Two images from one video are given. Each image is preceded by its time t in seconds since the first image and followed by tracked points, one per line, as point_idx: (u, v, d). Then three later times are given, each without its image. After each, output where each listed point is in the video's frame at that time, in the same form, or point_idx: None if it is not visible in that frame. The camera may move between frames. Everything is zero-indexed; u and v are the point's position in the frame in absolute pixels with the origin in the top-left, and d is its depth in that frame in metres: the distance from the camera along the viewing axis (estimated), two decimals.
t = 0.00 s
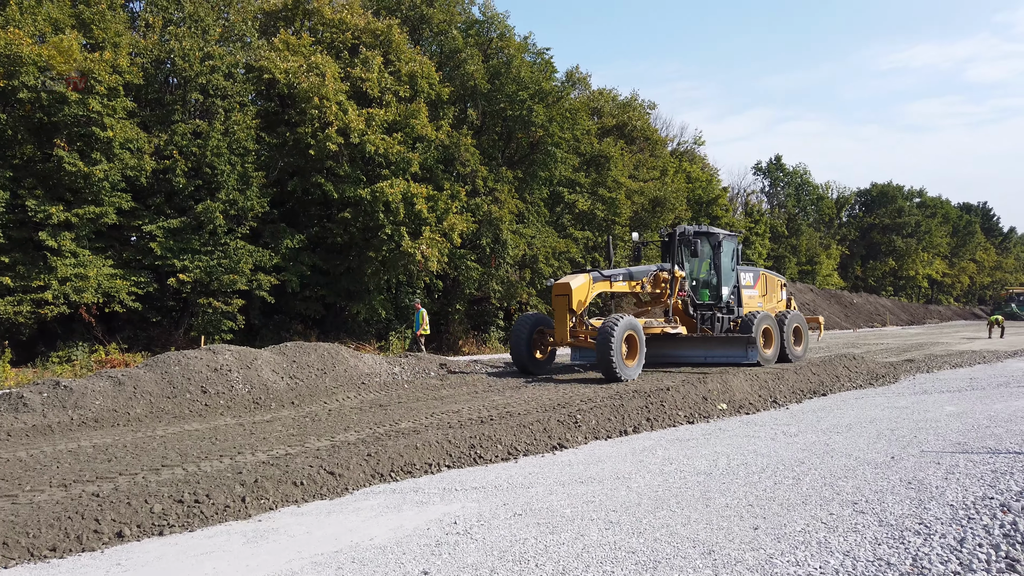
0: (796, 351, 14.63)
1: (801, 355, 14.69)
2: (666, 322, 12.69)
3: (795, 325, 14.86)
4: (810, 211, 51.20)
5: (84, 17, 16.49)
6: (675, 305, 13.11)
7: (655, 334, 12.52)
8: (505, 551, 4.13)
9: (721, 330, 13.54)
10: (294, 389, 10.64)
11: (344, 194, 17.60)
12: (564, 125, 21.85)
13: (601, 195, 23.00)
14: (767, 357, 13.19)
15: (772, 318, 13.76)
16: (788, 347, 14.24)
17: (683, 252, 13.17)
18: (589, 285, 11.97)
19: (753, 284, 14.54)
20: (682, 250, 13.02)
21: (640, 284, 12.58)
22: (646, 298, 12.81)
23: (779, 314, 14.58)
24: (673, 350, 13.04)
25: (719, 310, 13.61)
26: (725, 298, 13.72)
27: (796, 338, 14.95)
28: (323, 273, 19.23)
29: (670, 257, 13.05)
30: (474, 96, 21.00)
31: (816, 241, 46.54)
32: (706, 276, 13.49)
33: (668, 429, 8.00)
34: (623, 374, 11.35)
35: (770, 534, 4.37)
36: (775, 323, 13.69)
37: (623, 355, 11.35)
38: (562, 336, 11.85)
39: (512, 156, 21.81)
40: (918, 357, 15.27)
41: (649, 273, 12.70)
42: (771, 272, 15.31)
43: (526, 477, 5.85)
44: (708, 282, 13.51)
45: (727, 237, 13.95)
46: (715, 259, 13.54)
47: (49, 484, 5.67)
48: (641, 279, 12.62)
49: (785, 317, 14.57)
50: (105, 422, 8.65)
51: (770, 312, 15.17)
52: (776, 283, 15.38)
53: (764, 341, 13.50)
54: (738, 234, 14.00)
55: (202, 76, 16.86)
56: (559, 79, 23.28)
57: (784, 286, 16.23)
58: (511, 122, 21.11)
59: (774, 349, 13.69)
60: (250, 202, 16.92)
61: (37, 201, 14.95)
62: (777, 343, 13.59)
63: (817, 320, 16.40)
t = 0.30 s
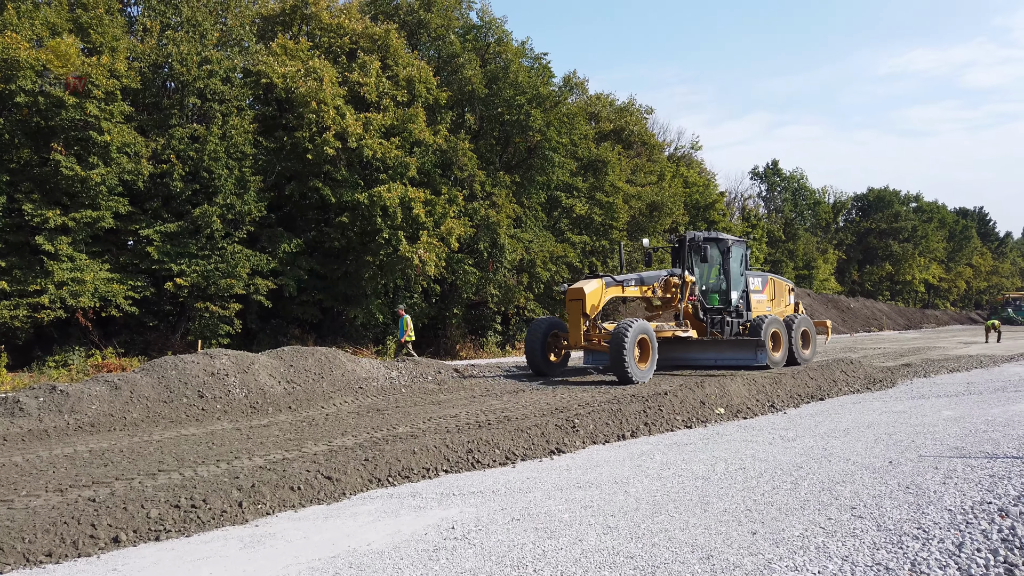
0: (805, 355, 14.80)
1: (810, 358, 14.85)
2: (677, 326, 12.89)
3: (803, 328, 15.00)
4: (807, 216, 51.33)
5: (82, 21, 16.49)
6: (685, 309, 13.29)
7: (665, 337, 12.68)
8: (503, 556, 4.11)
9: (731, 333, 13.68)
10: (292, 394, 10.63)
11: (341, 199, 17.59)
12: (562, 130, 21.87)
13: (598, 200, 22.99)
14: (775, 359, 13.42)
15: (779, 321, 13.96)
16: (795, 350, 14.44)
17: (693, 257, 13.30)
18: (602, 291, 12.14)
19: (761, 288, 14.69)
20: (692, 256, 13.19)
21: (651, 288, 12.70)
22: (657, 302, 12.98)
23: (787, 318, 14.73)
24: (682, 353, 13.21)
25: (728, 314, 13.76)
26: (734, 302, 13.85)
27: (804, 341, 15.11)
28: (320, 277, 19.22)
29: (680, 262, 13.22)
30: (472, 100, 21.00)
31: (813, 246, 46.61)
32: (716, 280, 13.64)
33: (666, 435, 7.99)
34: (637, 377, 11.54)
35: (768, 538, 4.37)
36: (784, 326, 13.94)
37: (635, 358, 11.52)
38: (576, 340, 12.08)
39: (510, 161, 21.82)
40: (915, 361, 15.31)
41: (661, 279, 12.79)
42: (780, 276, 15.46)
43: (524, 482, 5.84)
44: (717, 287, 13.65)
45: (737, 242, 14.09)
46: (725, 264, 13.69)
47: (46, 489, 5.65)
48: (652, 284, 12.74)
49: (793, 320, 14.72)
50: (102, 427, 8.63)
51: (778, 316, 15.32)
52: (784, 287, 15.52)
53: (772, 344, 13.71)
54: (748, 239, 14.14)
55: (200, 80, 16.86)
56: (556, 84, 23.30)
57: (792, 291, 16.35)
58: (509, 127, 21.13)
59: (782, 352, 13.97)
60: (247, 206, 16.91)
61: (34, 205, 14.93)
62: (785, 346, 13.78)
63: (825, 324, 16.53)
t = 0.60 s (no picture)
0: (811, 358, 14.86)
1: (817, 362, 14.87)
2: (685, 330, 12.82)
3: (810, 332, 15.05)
4: (804, 221, 51.48)
5: (80, 26, 16.47)
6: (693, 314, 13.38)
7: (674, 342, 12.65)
8: (501, 562, 4.10)
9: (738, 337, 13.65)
10: (289, 398, 10.61)
11: (339, 203, 17.57)
12: (561, 135, 21.89)
13: (596, 205, 22.99)
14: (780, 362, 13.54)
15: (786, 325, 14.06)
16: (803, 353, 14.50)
17: (700, 262, 13.52)
18: (613, 296, 12.32)
19: (768, 293, 14.75)
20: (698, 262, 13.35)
21: (660, 294, 12.91)
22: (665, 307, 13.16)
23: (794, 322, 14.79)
24: (688, 357, 13.06)
25: (737, 319, 13.83)
26: (743, 307, 13.93)
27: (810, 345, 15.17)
28: (318, 281, 19.19)
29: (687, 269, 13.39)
30: (470, 105, 21.00)
31: (810, 250, 46.72)
32: (724, 286, 13.75)
33: (664, 439, 7.98)
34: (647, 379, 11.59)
35: (768, 543, 4.36)
36: (790, 330, 14.09)
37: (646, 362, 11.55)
38: (587, 343, 12.20)
39: (508, 165, 21.82)
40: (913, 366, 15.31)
41: (669, 284, 13.03)
42: (787, 281, 15.53)
43: (522, 487, 5.83)
44: (726, 292, 13.75)
45: (743, 248, 14.20)
46: (732, 269, 13.81)
47: (42, 495, 5.62)
48: (661, 290, 12.95)
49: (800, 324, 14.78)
50: (99, 432, 8.60)
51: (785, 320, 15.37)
52: (790, 293, 15.59)
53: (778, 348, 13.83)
54: (754, 245, 14.25)
55: (199, 84, 16.87)
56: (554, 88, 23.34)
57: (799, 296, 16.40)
58: (507, 131, 21.16)
59: (789, 356, 14.03)
60: (246, 211, 16.89)
61: (31, 209, 14.90)
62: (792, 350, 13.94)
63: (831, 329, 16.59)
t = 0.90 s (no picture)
0: (817, 362, 14.90)
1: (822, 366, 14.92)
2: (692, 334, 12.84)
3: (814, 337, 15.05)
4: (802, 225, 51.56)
5: (79, 31, 16.47)
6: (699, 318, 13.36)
7: (681, 346, 12.69)
8: (498, 567, 4.09)
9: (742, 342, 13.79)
10: (287, 403, 10.59)
11: (338, 208, 17.59)
12: (558, 140, 21.92)
13: (594, 209, 23.01)
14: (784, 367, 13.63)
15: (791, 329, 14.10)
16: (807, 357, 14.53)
17: (706, 268, 13.52)
18: (619, 301, 12.30)
19: (772, 298, 14.75)
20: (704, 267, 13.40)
21: (666, 299, 12.84)
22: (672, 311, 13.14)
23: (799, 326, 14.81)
24: (695, 363, 13.04)
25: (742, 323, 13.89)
26: (748, 312, 13.98)
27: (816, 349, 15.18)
28: (316, 286, 19.18)
29: (692, 273, 13.45)
30: (468, 110, 21.03)
31: (808, 255, 46.77)
32: (729, 291, 13.79)
33: (662, 444, 7.98)
34: (654, 383, 11.64)
35: (765, 548, 4.36)
36: (795, 335, 14.11)
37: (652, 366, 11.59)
38: (595, 347, 12.24)
39: (506, 170, 21.85)
40: (912, 371, 15.29)
41: (676, 289, 12.93)
42: (792, 286, 15.54)
43: (520, 492, 5.82)
44: (730, 297, 13.81)
45: (749, 254, 14.20)
46: (737, 275, 13.85)
47: (39, 500, 5.61)
48: (667, 295, 12.87)
49: (805, 328, 14.80)
50: (96, 437, 8.58)
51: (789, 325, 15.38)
52: (795, 297, 15.60)
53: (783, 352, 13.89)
54: (759, 251, 14.26)
55: (197, 89, 16.89)
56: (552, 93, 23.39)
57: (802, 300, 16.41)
58: (505, 136, 21.19)
59: (795, 359, 14.04)
60: (244, 215, 16.90)
61: (29, 213, 14.90)
62: (797, 354, 13.96)
63: (834, 333, 16.60)
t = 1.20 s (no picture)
0: (817, 366, 14.91)
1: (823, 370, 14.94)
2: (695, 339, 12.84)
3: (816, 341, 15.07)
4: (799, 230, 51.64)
5: (76, 35, 16.45)
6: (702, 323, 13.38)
7: (685, 351, 12.70)
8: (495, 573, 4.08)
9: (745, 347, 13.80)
10: (284, 408, 10.58)
11: (336, 212, 17.59)
12: (556, 144, 21.96)
13: (592, 214, 23.03)
14: (785, 370, 13.65)
15: (793, 334, 14.12)
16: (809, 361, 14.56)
17: (709, 272, 13.52)
18: (624, 306, 12.34)
19: (774, 302, 14.76)
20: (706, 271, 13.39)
21: (670, 303, 12.88)
22: (675, 315, 13.18)
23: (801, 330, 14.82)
24: (696, 368, 13.21)
25: (744, 327, 13.88)
26: (750, 316, 13.98)
27: (818, 352, 15.20)
28: (313, 290, 19.17)
29: (695, 278, 13.44)
30: (466, 115, 21.05)
31: (805, 259, 46.82)
32: (731, 296, 13.79)
33: (660, 449, 7.97)
34: (658, 387, 11.64)
35: (763, 553, 4.35)
36: (797, 339, 14.13)
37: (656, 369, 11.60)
38: (600, 350, 12.29)
39: (504, 174, 21.88)
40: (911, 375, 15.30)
41: (679, 294, 12.98)
42: (794, 290, 15.55)
43: (517, 497, 5.81)
44: (733, 302, 13.81)
45: (751, 259, 14.21)
46: (739, 279, 13.84)
47: (35, 506, 5.58)
48: (671, 299, 12.92)
49: (807, 332, 14.83)
50: (92, 442, 8.55)
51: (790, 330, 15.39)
52: (797, 301, 15.60)
53: (785, 356, 13.91)
54: (761, 256, 14.27)
55: (195, 93, 16.88)
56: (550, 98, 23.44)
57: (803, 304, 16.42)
58: (503, 141, 21.22)
59: (796, 364, 14.05)
60: (241, 220, 16.89)
61: (26, 218, 14.87)
62: (799, 358, 13.96)
63: (835, 337, 16.62)
